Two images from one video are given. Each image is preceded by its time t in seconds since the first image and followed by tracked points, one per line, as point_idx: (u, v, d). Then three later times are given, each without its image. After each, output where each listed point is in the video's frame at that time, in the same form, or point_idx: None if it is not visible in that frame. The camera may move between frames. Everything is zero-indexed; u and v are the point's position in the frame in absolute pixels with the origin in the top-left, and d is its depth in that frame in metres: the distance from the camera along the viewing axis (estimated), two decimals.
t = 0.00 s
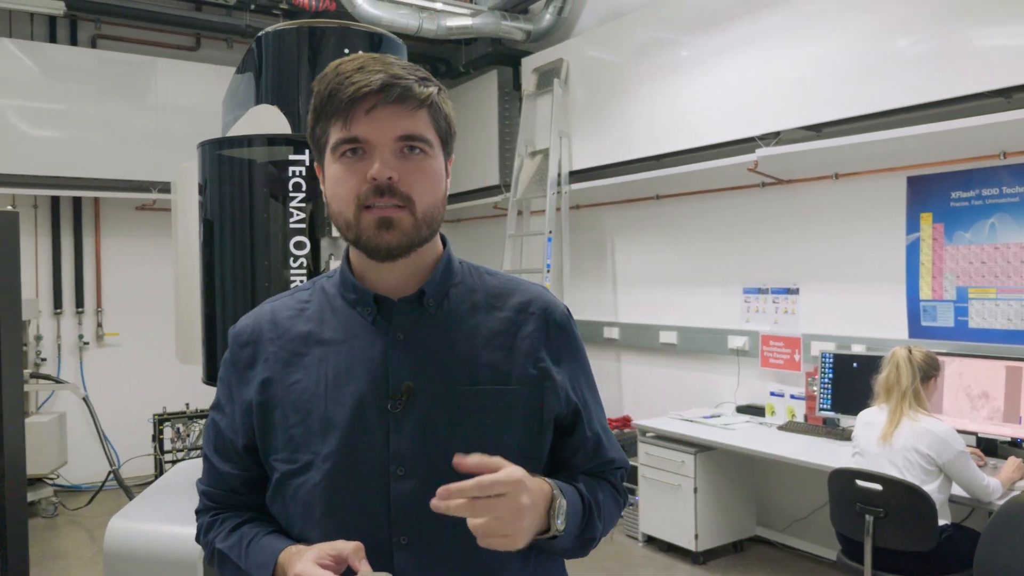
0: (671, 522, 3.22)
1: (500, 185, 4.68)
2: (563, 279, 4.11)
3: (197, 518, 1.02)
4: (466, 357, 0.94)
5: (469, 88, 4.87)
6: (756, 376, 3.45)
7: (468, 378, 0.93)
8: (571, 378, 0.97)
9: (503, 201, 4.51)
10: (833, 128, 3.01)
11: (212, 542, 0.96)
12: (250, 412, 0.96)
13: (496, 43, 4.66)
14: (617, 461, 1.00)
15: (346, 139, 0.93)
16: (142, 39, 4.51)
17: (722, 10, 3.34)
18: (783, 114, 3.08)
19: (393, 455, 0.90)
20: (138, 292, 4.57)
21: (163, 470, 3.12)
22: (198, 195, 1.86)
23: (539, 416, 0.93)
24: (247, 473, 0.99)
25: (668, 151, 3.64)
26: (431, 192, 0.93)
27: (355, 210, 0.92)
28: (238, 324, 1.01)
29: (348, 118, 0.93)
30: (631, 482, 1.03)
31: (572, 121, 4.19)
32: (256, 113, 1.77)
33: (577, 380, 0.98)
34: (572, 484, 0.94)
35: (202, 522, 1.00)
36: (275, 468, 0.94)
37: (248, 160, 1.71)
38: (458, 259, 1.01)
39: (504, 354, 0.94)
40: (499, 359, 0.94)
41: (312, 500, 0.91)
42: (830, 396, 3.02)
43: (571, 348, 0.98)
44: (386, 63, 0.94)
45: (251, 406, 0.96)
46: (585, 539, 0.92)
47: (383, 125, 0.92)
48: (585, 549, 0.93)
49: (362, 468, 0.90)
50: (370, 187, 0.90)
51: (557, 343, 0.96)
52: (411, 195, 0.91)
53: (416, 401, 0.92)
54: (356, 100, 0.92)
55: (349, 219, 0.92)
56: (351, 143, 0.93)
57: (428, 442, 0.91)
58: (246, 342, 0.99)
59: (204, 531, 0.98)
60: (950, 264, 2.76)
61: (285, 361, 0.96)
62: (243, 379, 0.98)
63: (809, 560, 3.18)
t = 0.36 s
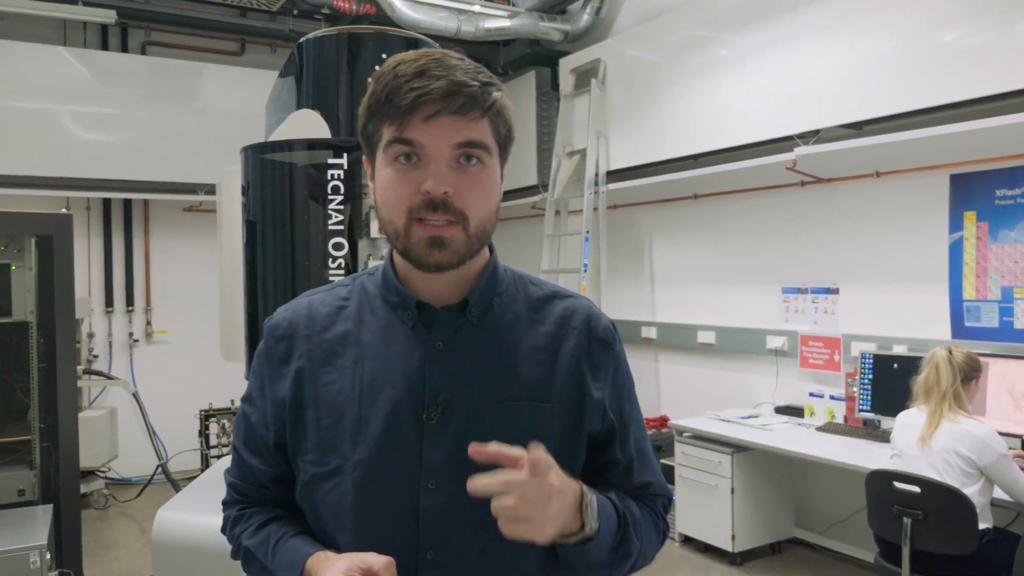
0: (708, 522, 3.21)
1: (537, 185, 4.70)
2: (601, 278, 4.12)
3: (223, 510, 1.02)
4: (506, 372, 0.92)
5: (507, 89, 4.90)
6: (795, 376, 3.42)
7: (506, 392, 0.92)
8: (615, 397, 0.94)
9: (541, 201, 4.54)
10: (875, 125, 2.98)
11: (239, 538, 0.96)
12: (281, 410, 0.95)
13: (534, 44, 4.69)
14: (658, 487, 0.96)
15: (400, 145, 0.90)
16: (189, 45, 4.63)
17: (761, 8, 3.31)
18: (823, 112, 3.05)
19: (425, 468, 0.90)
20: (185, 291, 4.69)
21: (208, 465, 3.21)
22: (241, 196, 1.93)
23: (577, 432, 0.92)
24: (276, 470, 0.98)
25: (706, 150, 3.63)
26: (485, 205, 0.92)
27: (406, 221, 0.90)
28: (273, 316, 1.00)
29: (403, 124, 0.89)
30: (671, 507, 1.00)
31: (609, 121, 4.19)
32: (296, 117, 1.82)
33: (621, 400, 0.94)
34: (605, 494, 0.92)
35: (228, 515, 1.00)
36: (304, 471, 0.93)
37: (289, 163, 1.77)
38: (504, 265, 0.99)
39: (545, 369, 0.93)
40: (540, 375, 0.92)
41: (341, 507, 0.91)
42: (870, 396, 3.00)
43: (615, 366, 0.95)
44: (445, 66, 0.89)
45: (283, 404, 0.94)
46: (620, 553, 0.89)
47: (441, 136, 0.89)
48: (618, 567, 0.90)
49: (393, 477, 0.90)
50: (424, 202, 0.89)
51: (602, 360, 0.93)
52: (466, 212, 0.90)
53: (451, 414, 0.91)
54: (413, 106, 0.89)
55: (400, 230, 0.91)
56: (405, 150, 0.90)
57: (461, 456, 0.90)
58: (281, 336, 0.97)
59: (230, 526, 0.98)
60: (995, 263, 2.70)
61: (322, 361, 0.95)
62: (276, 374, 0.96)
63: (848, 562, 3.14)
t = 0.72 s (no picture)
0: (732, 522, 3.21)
1: (564, 186, 4.73)
2: (626, 278, 4.13)
3: (262, 509, 1.04)
4: (551, 385, 0.90)
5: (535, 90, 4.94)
6: (822, 377, 3.40)
7: (552, 407, 0.89)
8: (673, 429, 0.90)
9: (567, 201, 4.56)
10: (903, 124, 2.95)
11: (271, 540, 0.98)
12: (317, 409, 0.96)
13: (562, 45, 4.72)
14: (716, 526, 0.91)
15: (452, 128, 0.90)
16: (221, 49, 4.72)
17: (788, 7, 3.30)
18: (851, 111, 3.02)
19: (455, 482, 0.87)
20: (219, 291, 4.79)
21: (240, 461, 3.29)
22: (270, 197, 1.98)
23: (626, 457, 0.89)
24: (309, 473, 1.00)
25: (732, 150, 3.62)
26: (536, 194, 0.90)
27: (453, 205, 0.89)
28: (320, 314, 1.02)
29: (458, 106, 0.90)
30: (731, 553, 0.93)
31: (635, 122, 4.20)
32: (326, 121, 1.88)
33: (678, 432, 0.90)
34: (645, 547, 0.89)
35: (265, 516, 1.02)
36: (335, 475, 0.94)
37: (317, 166, 1.82)
38: (557, 271, 0.97)
39: (595, 387, 0.90)
40: (590, 390, 0.90)
41: (368, 515, 0.91)
42: (897, 398, 2.99)
43: (675, 389, 0.91)
44: (504, 48, 0.90)
45: (319, 404, 0.96)
46: None
47: (495, 116, 0.89)
48: None
49: (422, 488, 0.88)
50: (473, 184, 0.88)
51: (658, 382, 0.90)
52: (516, 196, 0.89)
53: (487, 426, 0.89)
54: (468, 86, 0.89)
55: (445, 214, 0.90)
56: (458, 132, 0.90)
57: (494, 471, 0.87)
58: (324, 335, 0.99)
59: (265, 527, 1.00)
60: None
61: (361, 361, 0.96)
62: (317, 374, 0.98)
63: (875, 565, 3.12)
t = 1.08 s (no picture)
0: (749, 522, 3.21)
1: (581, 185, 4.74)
2: (643, 277, 4.14)
3: (293, 530, 1.02)
4: (592, 389, 0.86)
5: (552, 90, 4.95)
6: (840, 377, 3.38)
7: (596, 414, 0.85)
8: (723, 439, 0.86)
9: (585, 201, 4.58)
10: (921, 122, 2.94)
11: (300, 560, 0.96)
12: (347, 420, 0.94)
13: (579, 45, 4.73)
14: (767, 540, 0.87)
15: (478, 123, 0.88)
16: (242, 51, 4.78)
17: (806, 5, 3.29)
18: (870, 110, 3.00)
19: (491, 495, 0.83)
20: (240, 290, 4.85)
21: (260, 458, 3.33)
22: (289, 198, 2.01)
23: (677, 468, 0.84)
24: (340, 488, 0.98)
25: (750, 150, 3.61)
26: (568, 188, 0.88)
27: (480, 204, 0.87)
28: (350, 324, 1.01)
29: (483, 99, 0.87)
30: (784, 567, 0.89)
31: (652, 121, 4.20)
32: (342, 122, 1.90)
33: (728, 441, 0.86)
34: None
35: (297, 535, 1.00)
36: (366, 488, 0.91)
37: (334, 167, 1.84)
38: (596, 272, 0.93)
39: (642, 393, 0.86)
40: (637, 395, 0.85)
41: (399, 530, 0.87)
42: (915, 400, 2.97)
43: (726, 395, 0.87)
44: (529, 37, 0.87)
45: (350, 413, 0.94)
46: None
47: (522, 109, 0.86)
48: None
49: (457, 501, 0.84)
50: (502, 180, 0.86)
51: (708, 387, 0.86)
52: (546, 192, 0.86)
53: (525, 433, 0.84)
54: (492, 77, 0.87)
55: (474, 213, 0.88)
56: (484, 127, 0.88)
57: (533, 482, 0.83)
58: (355, 345, 0.98)
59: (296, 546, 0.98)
60: None
61: (392, 369, 0.94)
62: (348, 384, 0.97)
63: (894, 566, 3.10)
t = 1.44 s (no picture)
0: (775, 523, 3.18)
1: (609, 184, 4.74)
2: (669, 277, 4.13)
3: (256, 555, 0.96)
4: (586, 377, 0.86)
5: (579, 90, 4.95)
6: (870, 378, 3.34)
7: (589, 401, 0.85)
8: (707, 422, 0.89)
9: (611, 200, 4.57)
10: (951, 120, 2.92)
11: None
12: (325, 425, 0.91)
13: (605, 43, 4.72)
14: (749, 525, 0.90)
15: (449, 122, 0.88)
16: (272, 54, 4.85)
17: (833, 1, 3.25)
18: (898, 106, 2.96)
19: (493, 490, 0.82)
20: (270, 289, 4.92)
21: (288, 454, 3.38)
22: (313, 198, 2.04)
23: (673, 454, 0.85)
24: (313, 504, 0.93)
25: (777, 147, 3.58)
26: (546, 178, 0.88)
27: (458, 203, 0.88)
28: (322, 327, 0.97)
29: (452, 97, 0.88)
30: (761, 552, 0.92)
31: (678, 120, 4.18)
32: (366, 122, 1.89)
33: (711, 427, 0.89)
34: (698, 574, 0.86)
35: (263, 559, 0.94)
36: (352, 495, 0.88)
37: (358, 168, 1.88)
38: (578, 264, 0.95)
39: (631, 379, 0.86)
40: (628, 381, 0.86)
41: (393, 536, 0.84)
42: (946, 400, 2.97)
43: (707, 380, 0.89)
44: (491, 31, 0.88)
45: (328, 418, 0.90)
46: None
47: (491, 103, 0.87)
48: None
49: (455, 499, 0.83)
50: (477, 177, 0.86)
51: (694, 372, 0.88)
52: (523, 185, 0.86)
53: (521, 424, 0.84)
54: (459, 75, 0.87)
55: (451, 212, 0.88)
56: (456, 125, 0.88)
57: (533, 474, 0.83)
58: (328, 348, 0.94)
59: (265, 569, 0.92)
60: None
61: (372, 369, 0.91)
62: (324, 389, 0.93)
63: (923, 570, 3.05)
